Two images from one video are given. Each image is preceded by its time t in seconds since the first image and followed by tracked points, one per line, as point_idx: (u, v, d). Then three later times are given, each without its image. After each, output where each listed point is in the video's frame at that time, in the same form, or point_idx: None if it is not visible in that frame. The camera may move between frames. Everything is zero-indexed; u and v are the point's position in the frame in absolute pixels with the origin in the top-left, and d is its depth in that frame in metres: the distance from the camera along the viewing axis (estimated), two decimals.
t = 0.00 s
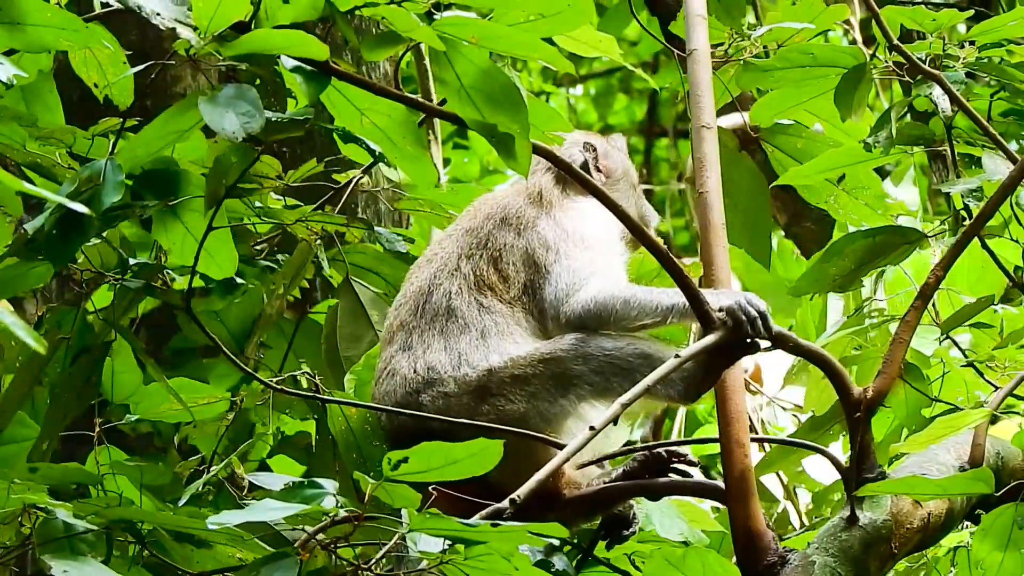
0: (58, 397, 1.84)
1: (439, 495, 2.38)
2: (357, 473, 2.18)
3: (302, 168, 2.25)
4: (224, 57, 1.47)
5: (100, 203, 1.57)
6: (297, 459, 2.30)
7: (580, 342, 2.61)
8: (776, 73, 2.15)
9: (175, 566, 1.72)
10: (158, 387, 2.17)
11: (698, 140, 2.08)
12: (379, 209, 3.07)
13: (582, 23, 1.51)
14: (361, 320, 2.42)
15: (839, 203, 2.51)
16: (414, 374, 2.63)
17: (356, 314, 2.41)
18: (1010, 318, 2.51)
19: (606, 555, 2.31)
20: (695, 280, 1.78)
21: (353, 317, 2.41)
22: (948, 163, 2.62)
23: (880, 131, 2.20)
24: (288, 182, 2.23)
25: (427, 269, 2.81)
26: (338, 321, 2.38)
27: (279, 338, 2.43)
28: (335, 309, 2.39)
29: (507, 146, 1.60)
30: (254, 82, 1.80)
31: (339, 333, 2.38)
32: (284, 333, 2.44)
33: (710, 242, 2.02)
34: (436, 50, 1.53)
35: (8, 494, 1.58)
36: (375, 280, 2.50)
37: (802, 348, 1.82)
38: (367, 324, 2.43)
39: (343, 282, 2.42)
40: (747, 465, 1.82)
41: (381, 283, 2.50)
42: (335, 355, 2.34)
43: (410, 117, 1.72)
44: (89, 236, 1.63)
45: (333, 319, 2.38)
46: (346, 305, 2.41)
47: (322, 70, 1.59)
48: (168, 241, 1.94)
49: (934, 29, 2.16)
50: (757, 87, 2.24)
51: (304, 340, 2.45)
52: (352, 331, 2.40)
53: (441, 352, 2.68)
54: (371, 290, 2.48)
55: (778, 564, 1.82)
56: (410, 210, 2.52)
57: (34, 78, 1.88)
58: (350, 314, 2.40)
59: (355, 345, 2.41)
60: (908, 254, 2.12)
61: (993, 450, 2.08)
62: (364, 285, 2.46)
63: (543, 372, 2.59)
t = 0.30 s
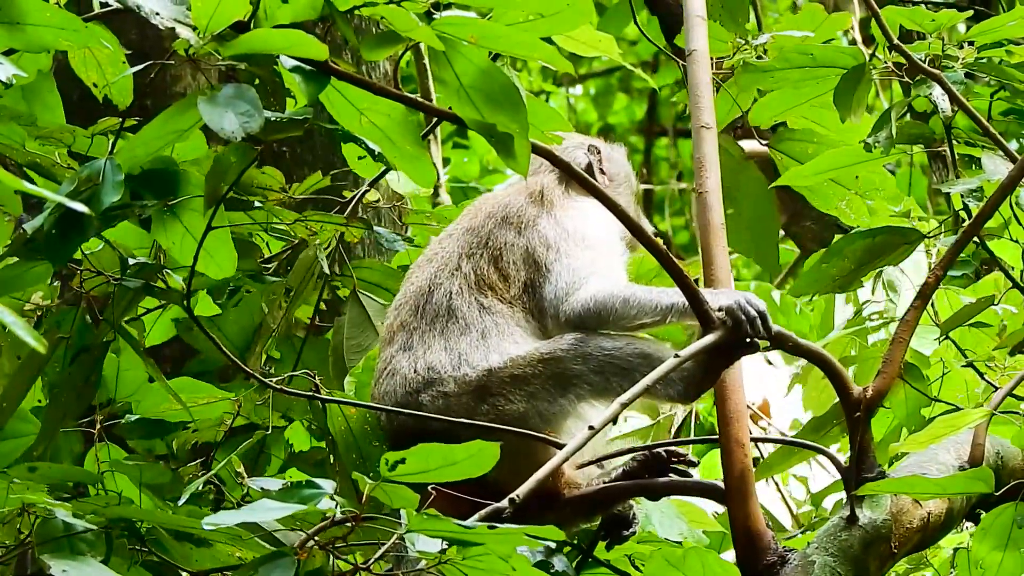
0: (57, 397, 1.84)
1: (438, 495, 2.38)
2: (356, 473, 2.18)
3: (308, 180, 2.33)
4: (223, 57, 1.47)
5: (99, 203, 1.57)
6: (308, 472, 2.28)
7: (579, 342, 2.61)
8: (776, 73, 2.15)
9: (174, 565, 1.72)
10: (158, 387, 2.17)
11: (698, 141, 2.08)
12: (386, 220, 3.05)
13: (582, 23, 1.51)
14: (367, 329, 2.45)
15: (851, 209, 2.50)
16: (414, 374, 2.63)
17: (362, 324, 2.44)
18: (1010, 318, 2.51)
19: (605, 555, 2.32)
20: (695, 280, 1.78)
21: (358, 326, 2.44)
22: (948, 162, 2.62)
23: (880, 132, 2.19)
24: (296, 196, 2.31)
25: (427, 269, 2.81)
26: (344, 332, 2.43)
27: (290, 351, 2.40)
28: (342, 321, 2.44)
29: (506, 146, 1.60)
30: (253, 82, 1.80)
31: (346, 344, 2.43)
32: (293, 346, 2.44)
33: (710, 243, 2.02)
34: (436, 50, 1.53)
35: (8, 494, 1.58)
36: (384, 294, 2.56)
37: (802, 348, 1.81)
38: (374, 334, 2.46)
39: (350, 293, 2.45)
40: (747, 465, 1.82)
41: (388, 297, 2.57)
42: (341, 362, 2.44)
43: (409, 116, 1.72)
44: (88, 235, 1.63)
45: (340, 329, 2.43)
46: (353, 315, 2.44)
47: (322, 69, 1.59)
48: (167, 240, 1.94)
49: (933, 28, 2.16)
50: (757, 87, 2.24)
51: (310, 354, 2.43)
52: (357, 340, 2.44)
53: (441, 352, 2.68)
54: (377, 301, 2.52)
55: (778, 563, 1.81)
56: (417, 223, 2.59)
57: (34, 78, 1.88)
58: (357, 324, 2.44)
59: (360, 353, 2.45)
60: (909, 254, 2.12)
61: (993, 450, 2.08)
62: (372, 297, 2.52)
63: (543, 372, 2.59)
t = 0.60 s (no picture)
0: (56, 397, 1.84)
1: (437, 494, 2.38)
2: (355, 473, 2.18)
3: (301, 180, 2.30)
4: (223, 57, 1.47)
5: (99, 203, 1.57)
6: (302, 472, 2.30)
7: (580, 342, 2.61)
8: (776, 73, 2.15)
9: (175, 566, 1.72)
10: (158, 387, 2.17)
11: (697, 141, 2.07)
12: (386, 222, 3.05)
13: (581, 22, 1.51)
14: (358, 332, 2.36)
15: (847, 211, 2.49)
16: (414, 374, 2.63)
17: (353, 326, 2.36)
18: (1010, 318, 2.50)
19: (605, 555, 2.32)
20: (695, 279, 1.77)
21: (349, 328, 2.35)
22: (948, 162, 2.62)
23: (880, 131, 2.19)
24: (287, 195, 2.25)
25: (430, 268, 2.81)
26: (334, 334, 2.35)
27: (275, 352, 2.42)
28: (332, 322, 2.35)
29: (506, 146, 1.60)
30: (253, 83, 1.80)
31: (335, 346, 2.33)
32: (280, 348, 2.43)
33: (711, 243, 2.02)
34: (435, 49, 1.53)
35: (8, 493, 1.58)
36: (375, 297, 2.48)
37: (801, 348, 1.81)
38: (365, 337, 2.36)
39: (341, 294, 2.38)
40: (747, 465, 1.82)
41: (380, 301, 2.49)
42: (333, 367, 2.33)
43: (409, 116, 1.72)
44: (88, 235, 1.62)
45: (330, 331, 2.35)
46: (342, 317, 2.36)
47: (322, 69, 1.58)
48: (167, 240, 1.94)
49: (933, 28, 2.16)
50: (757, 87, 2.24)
51: (299, 355, 2.44)
52: (345, 341, 2.34)
53: (442, 352, 2.68)
54: (369, 302, 2.43)
55: (778, 563, 1.81)
56: (409, 224, 2.56)
57: (33, 78, 1.88)
58: (347, 326, 2.35)
59: (350, 356, 2.34)
60: (908, 254, 2.12)
61: (993, 450, 2.08)
62: (362, 299, 2.43)
63: (543, 373, 2.59)
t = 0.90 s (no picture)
0: (55, 396, 1.84)
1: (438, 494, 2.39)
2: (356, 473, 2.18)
3: (291, 172, 2.25)
4: (223, 57, 1.47)
5: (100, 203, 1.57)
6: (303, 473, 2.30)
7: (580, 343, 2.61)
8: (776, 72, 2.15)
9: (175, 566, 1.72)
10: (158, 387, 2.17)
11: (697, 141, 2.07)
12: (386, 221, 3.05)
13: (581, 22, 1.51)
14: (348, 323, 2.34)
15: (839, 208, 2.47)
16: (415, 373, 2.63)
17: (343, 318, 2.33)
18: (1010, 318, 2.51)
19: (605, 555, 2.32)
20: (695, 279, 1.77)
21: (340, 320, 2.32)
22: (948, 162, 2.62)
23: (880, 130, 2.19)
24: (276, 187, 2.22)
25: (431, 266, 2.81)
26: (325, 325, 2.31)
27: (265, 344, 2.42)
28: (323, 313, 2.32)
29: (506, 146, 1.60)
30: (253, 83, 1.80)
31: (326, 337, 2.30)
32: (270, 340, 2.42)
33: (710, 242, 2.02)
34: (435, 49, 1.53)
35: (8, 494, 1.58)
36: (364, 288, 2.42)
37: (802, 348, 1.82)
38: (355, 328, 2.35)
39: (331, 285, 2.35)
40: (747, 465, 1.82)
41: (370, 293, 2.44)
42: (323, 356, 2.28)
43: (409, 117, 1.72)
44: (88, 235, 1.63)
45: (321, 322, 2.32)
46: (333, 308, 2.33)
47: (322, 69, 1.59)
48: (167, 240, 1.94)
49: (934, 28, 2.16)
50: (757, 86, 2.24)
51: (290, 351, 2.43)
52: (336, 331, 2.31)
53: (443, 351, 2.68)
54: (359, 294, 2.39)
55: (778, 564, 1.81)
56: (399, 216, 2.44)
57: (34, 78, 1.88)
58: (337, 317, 2.33)
59: (341, 347, 2.31)
60: (908, 254, 2.12)
61: (993, 450, 2.08)
62: (352, 289, 2.39)
63: (544, 373, 2.59)
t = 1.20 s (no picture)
0: (55, 396, 1.84)
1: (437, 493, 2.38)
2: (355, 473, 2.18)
3: (286, 166, 2.23)
4: (223, 57, 1.47)
5: (100, 203, 1.57)
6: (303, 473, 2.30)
7: (580, 343, 2.60)
8: (776, 72, 2.15)
9: (175, 565, 1.72)
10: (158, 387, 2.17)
11: (698, 140, 2.07)
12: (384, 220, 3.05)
13: (581, 22, 1.51)
14: (342, 319, 2.33)
15: (828, 208, 2.46)
16: (416, 373, 2.63)
17: (338, 314, 2.32)
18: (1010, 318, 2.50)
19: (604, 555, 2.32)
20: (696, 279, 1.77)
21: (334, 316, 2.31)
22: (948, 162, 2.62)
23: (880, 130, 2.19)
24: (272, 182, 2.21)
25: (433, 266, 2.81)
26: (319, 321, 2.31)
27: (261, 339, 2.41)
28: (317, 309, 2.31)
29: (506, 146, 1.60)
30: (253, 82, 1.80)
31: (320, 333, 2.30)
32: (265, 334, 2.42)
33: (711, 241, 2.02)
34: (435, 49, 1.53)
35: (8, 494, 1.58)
36: (359, 284, 2.42)
37: (802, 348, 1.82)
38: (349, 324, 2.34)
39: (325, 280, 2.31)
40: (747, 465, 1.82)
41: (364, 287, 2.43)
42: (317, 353, 2.30)
43: (409, 116, 1.73)
44: (89, 235, 1.63)
45: (315, 318, 2.31)
46: (327, 304, 2.32)
47: (322, 69, 1.58)
48: (167, 240, 1.94)
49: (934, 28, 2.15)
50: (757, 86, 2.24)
51: (288, 350, 2.44)
52: (331, 329, 2.31)
53: (444, 351, 2.68)
54: (354, 290, 2.37)
55: (778, 563, 1.81)
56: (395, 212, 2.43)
57: (34, 78, 1.88)
58: (332, 313, 2.31)
59: (335, 343, 2.32)
60: (908, 253, 2.12)
61: (993, 450, 2.08)
62: (347, 286, 2.37)
63: (544, 374, 2.59)
